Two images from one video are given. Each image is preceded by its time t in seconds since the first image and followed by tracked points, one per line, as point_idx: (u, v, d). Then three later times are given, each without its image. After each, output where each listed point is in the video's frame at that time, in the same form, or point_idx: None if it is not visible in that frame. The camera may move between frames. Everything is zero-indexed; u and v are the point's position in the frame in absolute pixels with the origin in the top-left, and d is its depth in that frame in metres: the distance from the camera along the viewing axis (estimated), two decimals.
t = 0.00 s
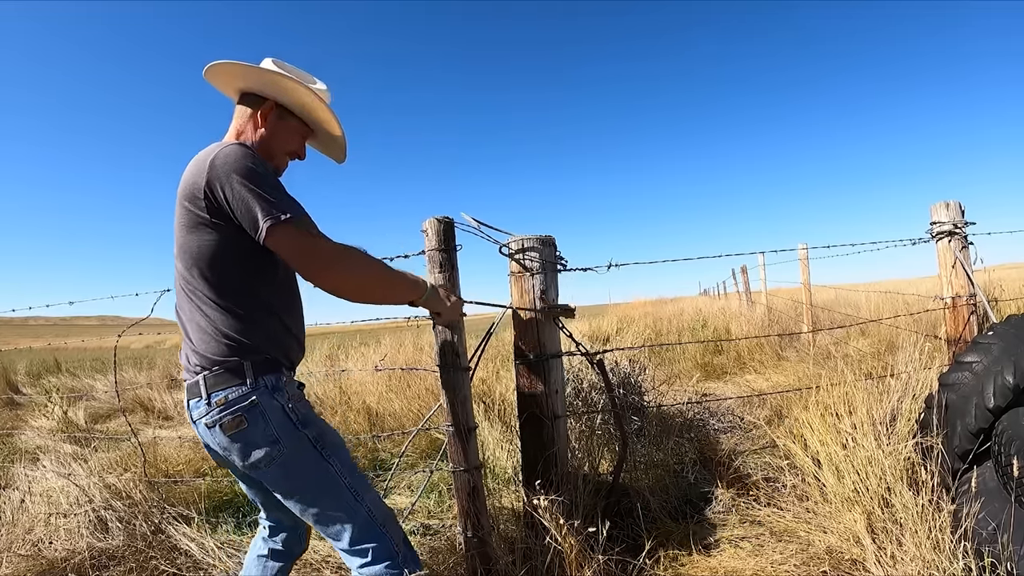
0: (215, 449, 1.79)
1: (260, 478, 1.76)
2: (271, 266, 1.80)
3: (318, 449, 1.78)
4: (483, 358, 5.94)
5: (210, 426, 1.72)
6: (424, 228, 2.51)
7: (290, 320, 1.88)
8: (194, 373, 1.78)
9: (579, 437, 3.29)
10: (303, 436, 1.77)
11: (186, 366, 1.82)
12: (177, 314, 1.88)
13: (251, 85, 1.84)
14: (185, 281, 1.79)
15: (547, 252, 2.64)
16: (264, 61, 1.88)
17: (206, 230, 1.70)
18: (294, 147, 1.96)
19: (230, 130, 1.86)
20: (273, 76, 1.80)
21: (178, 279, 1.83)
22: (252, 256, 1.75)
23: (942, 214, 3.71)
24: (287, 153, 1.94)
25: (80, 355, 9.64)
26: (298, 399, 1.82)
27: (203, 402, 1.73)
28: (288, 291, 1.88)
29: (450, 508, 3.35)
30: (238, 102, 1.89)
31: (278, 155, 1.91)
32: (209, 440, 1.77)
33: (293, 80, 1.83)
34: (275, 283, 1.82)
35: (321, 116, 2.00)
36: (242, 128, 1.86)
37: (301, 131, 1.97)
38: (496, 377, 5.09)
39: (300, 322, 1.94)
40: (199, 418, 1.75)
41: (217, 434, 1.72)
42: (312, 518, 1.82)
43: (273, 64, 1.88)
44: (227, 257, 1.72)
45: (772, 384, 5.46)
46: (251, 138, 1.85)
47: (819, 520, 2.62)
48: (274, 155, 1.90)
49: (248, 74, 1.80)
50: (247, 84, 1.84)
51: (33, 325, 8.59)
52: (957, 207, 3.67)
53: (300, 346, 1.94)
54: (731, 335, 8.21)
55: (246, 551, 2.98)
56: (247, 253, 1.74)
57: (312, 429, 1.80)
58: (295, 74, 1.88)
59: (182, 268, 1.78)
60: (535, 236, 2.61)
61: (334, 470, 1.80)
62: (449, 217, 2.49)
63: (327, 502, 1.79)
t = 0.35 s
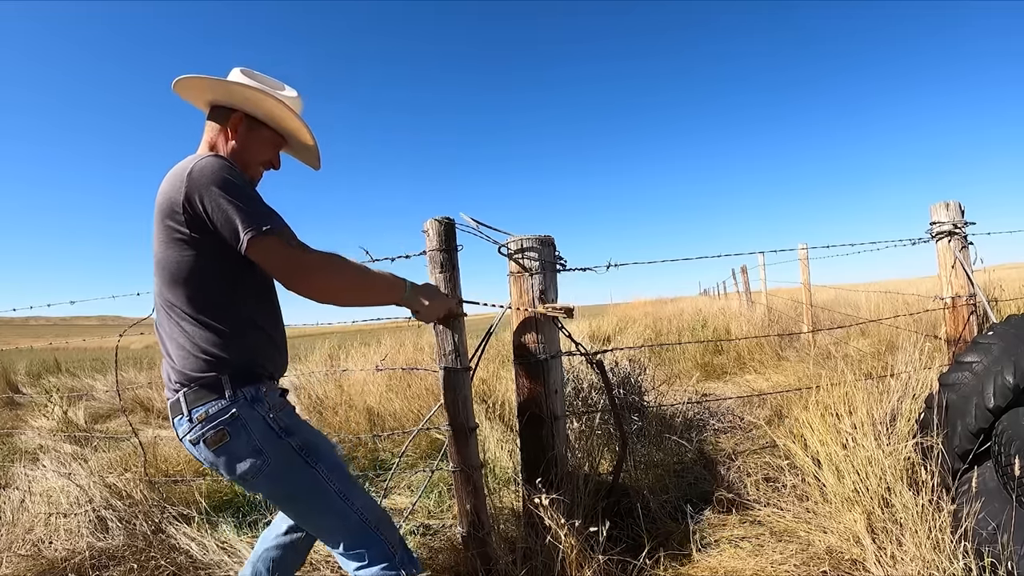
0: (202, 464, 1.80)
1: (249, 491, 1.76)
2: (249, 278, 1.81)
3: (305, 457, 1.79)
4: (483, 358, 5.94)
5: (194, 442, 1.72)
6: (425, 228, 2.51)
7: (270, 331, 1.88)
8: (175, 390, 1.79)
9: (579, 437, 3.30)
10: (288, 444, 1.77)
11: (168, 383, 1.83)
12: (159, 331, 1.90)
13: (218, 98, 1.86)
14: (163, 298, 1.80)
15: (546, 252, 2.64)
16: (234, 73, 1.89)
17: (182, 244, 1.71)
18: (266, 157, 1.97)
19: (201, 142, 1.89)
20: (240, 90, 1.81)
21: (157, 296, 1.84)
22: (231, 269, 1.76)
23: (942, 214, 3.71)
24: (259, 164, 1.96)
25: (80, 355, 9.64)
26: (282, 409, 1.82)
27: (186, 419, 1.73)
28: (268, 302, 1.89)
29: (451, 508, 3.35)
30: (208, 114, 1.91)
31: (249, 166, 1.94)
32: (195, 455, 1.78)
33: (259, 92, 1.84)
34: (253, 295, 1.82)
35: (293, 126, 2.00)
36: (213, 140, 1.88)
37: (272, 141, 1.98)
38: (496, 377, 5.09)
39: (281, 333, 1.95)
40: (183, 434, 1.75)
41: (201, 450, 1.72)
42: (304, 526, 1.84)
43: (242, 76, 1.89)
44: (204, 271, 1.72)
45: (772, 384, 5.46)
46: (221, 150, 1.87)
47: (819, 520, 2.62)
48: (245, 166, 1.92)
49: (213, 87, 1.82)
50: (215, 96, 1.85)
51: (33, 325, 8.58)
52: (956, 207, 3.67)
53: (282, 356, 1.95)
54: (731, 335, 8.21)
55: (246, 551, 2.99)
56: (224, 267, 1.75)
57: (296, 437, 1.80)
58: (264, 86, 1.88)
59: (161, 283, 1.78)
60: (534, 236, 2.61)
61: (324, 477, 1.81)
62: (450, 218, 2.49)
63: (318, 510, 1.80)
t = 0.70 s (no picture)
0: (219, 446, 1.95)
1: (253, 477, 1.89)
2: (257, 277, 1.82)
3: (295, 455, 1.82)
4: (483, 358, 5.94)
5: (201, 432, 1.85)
6: (425, 228, 2.51)
7: (272, 328, 1.87)
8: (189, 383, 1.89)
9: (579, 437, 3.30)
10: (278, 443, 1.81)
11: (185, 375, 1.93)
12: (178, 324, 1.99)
13: (230, 105, 1.88)
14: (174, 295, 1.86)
15: (547, 252, 2.64)
16: (251, 82, 1.94)
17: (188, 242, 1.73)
18: (275, 165, 1.99)
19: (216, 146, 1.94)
20: (248, 99, 1.84)
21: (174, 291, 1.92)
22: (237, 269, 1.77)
23: (942, 214, 3.71)
24: (269, 170, 1.98)
25: (80, 355, 9.64)
26: (286, 401, 1.84)
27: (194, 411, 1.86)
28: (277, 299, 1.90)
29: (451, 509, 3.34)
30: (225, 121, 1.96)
31: (259, 171, 1.95)
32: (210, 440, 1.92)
33: (267, 102, 1.85)
34: (252, 294, 1.82)
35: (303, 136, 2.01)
36: (227, 146, 1.93)
37: (282, 150, 1.99)
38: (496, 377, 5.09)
39: (292, 329, 1.96)
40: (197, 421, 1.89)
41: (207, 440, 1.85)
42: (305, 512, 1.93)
43: (256, 85, 1.93)
44: (211, 271, 1.74)
45: (772, 384, 5.46)
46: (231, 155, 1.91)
47: (819, 520, 2.62)
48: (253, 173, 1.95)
49: (225, 95, 1.85)
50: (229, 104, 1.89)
51: (33, 325, 8.58)
52: (957, 207, 3.67)
53: (294, 351, 1.97)
54: (731, 335, 8.21)
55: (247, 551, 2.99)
56: (225, 265, 1.76)
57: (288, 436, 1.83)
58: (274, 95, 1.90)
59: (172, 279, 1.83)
60: (534, 236, 2.61)
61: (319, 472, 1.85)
62: (450, 217, 2.49)
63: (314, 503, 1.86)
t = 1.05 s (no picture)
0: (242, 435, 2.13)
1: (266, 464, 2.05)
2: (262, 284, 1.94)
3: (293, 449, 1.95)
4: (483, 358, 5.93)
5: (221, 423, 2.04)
6: (425, 228, 2.51)
7: (279, 328, 1.99)
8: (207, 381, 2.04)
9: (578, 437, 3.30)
10: (278, 437, 1.94)
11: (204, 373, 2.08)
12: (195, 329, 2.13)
13: (227, 113, 1.98)
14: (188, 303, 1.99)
15: (547, 252, 2.64)
16: (248, 87, 2.01)
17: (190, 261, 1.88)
18: (274, 166, 2.06)
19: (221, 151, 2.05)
20: (240, 105, 1.91)
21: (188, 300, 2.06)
22: (240, 278, 1.90)
23: (942, 214, 3.71)
24: (267, 172, 2.05)
25: (80, 355, 9.64)
26: (286, 399, 1.95)
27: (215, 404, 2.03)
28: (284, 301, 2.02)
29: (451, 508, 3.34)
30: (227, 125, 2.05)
31: (258, 173, 2.04)
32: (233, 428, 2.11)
33: (256, 107, 1.91)
34: (260, 296, 1.94)
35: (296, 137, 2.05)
36: (229, 150, 2.03)
37: (279, 151, 2.05)
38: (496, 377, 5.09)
39: (303, 326, 2.09)
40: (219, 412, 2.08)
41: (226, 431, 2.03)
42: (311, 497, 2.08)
43: (252, 90, 1.99)
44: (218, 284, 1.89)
45: (772, 384, 5.46)
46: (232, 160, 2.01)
47: (819, 520, 2.63)
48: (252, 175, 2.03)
49: (221, 103, 1.93)
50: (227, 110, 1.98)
51: (32, 325, 8.56)
52: (956, 207, 3.67)
53: (307, 346, 2.10)
54: (731, 335, 8.21)
55: (247, 551, 2.99)
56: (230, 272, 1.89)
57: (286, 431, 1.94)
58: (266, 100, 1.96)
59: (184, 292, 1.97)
60: (534, 236, 2.61)
61: (315, 465, 1.96)
62: (450, 218, 2.49)
63: (309, 493, 1.98)
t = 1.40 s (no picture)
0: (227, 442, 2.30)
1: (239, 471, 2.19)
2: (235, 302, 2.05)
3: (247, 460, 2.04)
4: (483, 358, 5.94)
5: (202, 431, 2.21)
6: (425, 228, 2.51)
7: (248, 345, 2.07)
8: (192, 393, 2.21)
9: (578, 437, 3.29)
10: (232, 448, 2.04)
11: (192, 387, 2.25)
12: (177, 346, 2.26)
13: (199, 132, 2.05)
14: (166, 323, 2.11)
15: (546, 253, 2.65)
16: (218, 105, 2.07)
17: (169, 280, 1.99)
18: (247, 180, 2.13)
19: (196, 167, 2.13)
20: (208, 124, 1.98)
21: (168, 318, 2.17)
22: (217, 292, 2.02)
23: (942, 214, 3.70)
24: (242, 187, 2.14)
25: (80, 355, 9.63)
26: (244, 413, 2.03)
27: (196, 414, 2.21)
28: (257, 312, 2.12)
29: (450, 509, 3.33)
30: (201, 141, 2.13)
31: (232, 189, 2.13)
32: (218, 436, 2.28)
33: (224, 126, 1.98)
34: (228, 316, 2.04)
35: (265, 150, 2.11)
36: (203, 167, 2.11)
37: (252, 165, 2.12)
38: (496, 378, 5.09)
39: (280, 338, 2.22)
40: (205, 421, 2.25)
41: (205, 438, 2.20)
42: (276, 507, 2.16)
43: (223, 107, 2.06)
44: (194, 300, 2.00)
45: (772, 384, 5.46)
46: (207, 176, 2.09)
47: (819, 520, 2.63)
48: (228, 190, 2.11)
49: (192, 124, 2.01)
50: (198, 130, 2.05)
51: (32, 325, 8.56)
52: (956, 207, 3.67)
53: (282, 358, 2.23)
54: (731, 335, 8.21)
55: (246, 551, 2.99)
56: (206, 292, 2.00)
57: (240, 444, 2.03)
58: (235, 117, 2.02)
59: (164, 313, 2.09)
60: (534, 236, 2.61)
61: (269, 477, 2.02)
62: (450, 218, 2.49)
63: (265, 503, 2.04)
